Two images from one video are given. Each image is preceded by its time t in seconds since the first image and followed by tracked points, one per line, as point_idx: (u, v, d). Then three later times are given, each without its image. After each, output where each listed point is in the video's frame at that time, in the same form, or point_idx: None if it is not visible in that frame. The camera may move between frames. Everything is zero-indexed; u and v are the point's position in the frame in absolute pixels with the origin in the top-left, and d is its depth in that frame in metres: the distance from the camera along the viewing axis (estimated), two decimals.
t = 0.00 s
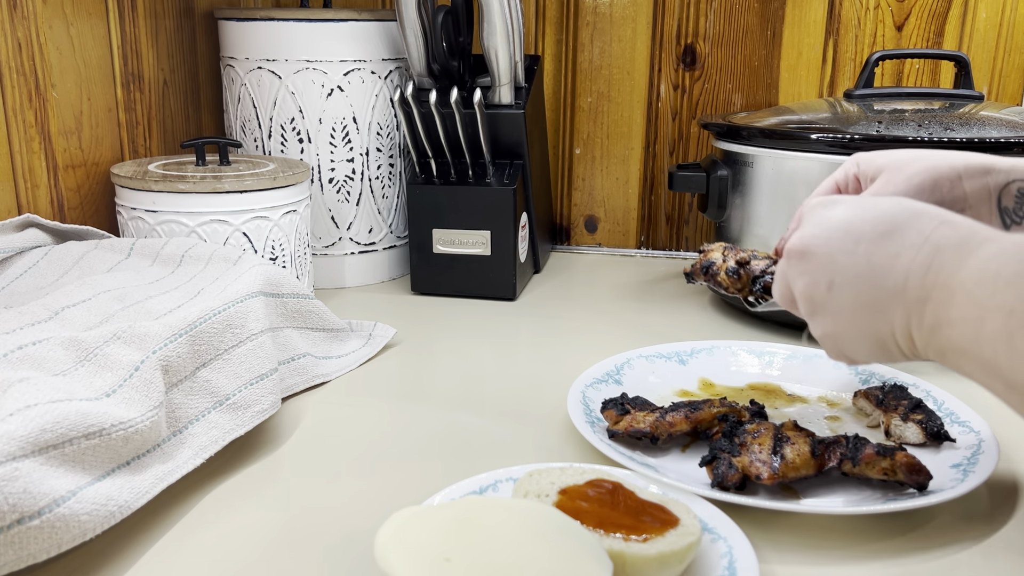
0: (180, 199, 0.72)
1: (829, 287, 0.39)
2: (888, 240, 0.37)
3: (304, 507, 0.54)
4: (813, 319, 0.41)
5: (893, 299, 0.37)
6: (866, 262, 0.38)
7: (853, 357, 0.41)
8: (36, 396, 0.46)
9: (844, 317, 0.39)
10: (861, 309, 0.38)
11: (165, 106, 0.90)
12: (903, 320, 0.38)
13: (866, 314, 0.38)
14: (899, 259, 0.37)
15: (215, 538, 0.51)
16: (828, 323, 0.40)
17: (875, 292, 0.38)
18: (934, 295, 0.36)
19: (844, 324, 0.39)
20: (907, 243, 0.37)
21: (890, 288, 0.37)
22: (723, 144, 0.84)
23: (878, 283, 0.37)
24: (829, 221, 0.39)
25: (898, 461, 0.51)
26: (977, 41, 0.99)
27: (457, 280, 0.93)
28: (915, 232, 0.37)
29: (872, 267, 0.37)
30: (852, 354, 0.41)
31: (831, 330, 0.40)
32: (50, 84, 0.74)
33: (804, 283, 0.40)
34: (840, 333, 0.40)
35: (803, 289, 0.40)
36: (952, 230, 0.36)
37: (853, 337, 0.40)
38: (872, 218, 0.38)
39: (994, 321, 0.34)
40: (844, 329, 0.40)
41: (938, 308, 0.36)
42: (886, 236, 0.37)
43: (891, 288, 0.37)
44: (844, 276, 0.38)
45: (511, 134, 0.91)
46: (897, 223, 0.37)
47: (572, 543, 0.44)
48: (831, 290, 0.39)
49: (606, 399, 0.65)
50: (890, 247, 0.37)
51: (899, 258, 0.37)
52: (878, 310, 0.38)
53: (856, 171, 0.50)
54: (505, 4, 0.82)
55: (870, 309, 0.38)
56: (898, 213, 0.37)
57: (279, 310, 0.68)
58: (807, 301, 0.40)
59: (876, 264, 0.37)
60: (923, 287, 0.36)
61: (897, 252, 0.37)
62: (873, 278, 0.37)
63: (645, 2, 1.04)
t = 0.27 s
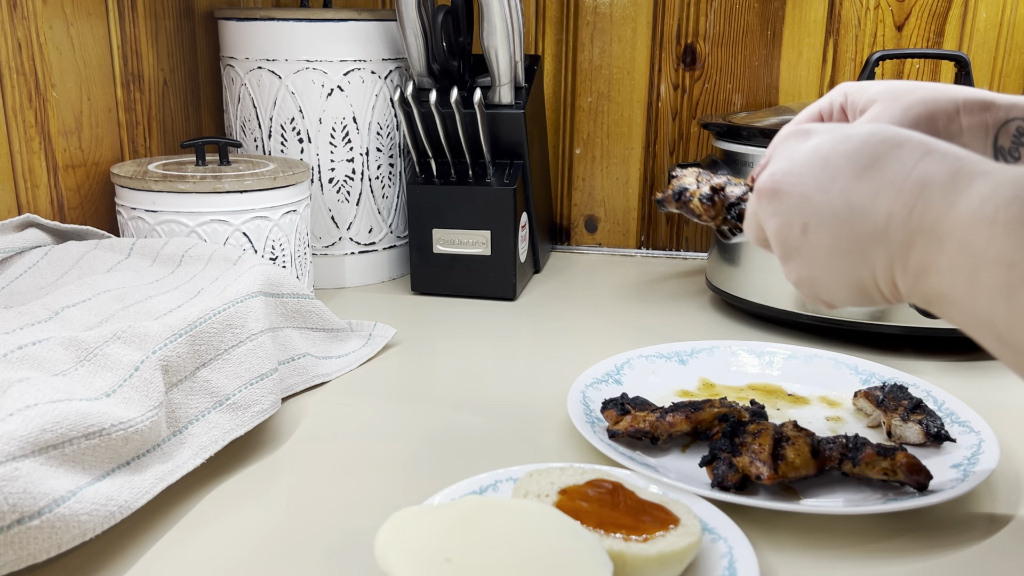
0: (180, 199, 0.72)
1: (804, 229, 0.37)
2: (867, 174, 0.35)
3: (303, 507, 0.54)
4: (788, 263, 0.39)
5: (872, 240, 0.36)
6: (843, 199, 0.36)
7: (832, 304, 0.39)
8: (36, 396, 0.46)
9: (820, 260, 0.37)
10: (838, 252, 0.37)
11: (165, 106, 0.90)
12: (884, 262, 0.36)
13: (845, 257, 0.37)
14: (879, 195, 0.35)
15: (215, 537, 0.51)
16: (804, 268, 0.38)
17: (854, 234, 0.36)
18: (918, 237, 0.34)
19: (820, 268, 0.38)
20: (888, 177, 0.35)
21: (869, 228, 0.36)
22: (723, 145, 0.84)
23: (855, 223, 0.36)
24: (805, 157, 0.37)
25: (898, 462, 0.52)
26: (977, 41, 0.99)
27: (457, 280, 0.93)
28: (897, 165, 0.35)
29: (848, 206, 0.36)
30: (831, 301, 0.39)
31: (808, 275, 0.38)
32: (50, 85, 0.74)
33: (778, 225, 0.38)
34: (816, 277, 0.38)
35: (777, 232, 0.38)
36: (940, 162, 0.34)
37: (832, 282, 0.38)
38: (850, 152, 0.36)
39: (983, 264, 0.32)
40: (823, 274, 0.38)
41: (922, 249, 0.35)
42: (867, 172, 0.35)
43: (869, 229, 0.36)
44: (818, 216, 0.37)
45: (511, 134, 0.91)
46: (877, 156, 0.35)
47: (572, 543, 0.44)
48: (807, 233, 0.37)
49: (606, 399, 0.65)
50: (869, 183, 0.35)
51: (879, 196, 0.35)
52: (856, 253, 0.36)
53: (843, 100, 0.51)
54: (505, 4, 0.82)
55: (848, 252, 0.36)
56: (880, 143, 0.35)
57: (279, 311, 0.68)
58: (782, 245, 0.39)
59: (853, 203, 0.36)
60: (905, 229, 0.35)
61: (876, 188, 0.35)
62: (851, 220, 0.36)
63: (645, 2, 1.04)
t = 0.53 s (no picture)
0: (180, 199, 0.72)
1: (738, 244, 0.34)
2: (813, 179, 0.32)
3: (303, 507, 0.54)
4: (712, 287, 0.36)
5: (821, 255, 0.33)
6: (785, 208, 0.33)
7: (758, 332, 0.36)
8: (36, 396, 0.46)
9: (760, 279, 0.34)
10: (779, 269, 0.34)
11: (165, 106, 0.90)
12: (836, 279, 0.33)
13: (786, 275, 0.34)
14: (831, 204, 0.32)
15: (215, 537, 0.51)
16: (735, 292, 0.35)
17: (801, 249, 0.33)
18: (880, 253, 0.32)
19: (759, 290, 0.35)
20: (837, 182, 0.32)
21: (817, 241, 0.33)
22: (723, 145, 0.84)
23: (800, 236, 0.33)
24: (725, 155, 0.34)
25: (898, 462, 0.52)
26: (977, 42, 0.99)
27: (457, 280, 0.93)
28: (846, 168, 0.32)
29: (793, 218, 0.33)
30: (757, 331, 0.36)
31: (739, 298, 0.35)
32: (49, 85, 0.74)
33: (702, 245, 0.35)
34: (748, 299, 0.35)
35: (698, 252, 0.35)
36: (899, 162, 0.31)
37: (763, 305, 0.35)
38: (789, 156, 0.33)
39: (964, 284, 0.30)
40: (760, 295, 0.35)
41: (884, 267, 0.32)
42: (812, 177, 0.33)
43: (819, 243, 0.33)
44: (755, 226, 0.34)
45: (510, 134, 0.91)
46: (818, 155, 0.32)
47: (572, 543, 0.44)
48: (741, 249, 0.34)
49: (606, 399, 0.65)
50: (816, 190, 0.32)
51: (833, 204, 0.32)
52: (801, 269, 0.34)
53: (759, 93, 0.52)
54: (505, 4, 0.82)
55: (792, 270, 0.34)
56: (822, 142, 0.32)
57: (279, 311, 0.68)
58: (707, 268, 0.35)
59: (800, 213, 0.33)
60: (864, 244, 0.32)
61: (825, 197, 0.32)
62: (798, 232, 0.33)
63: (645, 2, 1.04)
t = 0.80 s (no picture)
0: (180, 199, 0.72)
1: (720, 458, 0.24)
2: (792, 382, 0.23)
3: (303, 508, 0.54)
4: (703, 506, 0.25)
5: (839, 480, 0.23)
6: (783, 420, 0.23)
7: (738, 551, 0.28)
8: (35, 396, 0.46)
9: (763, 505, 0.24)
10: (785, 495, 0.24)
11: (164, 106, 0.90)
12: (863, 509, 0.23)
13: (789, 498, 0.24)
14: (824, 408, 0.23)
15: (215, 538, 0.51)
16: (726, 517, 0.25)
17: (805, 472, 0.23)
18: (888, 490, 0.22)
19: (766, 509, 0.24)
20: (833, 384, 0.23)
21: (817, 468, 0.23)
22: (724, 144, 0.84)
23: (808, 455, 0.23)
24: (693, 350, 0.25)
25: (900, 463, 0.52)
26: (979, 41, 0.99)
27: (457, 280, 0.93)
28: (832, 368, 0.23)
29: (790, 427, 0.23)
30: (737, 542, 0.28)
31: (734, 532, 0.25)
32: (48, 84, 0.73)
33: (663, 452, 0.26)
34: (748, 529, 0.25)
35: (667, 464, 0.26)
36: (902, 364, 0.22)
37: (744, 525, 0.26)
38: (753, 350, 0.24)
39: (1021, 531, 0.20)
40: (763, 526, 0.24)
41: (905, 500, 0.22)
42: (798, 376, 0.23)
43: (825, 462, 0.23)
44: (765, 432, 0.24)
45: (510, 134, 0.91)
46: (804, 348, 0.23)
47: (573, 544, 0.43)
48: (729, 462, 0.24)
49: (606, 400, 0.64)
50: (808, 391, 0.23)
51: (828, 413, 0.23)
52: (808, 499, 0.23)
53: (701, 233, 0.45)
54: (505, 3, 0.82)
55: (800, 496, 0.24)
56: (801, 331, 0.24)
57: (278, 311, 0.67)
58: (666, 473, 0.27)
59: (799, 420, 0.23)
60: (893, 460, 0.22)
61: (819, 400, 0.23)
62: (797, 454, 0.23)
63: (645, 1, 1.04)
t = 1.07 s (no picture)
0: (179, 199, 0.72)
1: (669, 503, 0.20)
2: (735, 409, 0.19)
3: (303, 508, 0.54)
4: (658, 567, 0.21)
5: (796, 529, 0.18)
6: (732, 459, 0.19)
7: None
8: (35, 396, 0.46)
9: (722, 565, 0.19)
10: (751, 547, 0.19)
11: (164, 106, 0.90)
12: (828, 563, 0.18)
13: (744, 546, 0.19)
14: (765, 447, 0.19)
15: (215, 538, 0.51)
16: None
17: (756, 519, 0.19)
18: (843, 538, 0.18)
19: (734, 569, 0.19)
20: (781, 413, 0.19)
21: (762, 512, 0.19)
22: (724, 144, 0.84)
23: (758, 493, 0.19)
24: (641, 387, 0.21)
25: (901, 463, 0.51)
26: (979, 41, 0.98)
27: (457, 280, 0.93)
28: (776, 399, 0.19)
29: (735, 464, 0.19)
30: None
31: None
32: (48, 84, 0.73)
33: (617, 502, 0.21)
34: None
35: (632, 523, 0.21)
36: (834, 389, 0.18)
37: None
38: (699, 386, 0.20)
39: None
40: None
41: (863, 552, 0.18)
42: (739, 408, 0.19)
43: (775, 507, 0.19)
44: (719, 468, 0.19)
45: (510, 133, 0.91)
46: (755, 374, 0.19)
47: (574, 545, 0.43)
48: (681, 510, 0.20)
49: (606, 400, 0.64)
50: (751, 427, 0.19)
51: (775, 447, 0.18)
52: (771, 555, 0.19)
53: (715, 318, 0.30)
54: (505, 3, 0.82)
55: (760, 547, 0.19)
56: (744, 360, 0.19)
57: (278, 311, 0.67)
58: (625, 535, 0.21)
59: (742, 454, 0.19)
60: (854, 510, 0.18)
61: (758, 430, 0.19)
62: (745, 498, 0.19)
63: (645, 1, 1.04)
